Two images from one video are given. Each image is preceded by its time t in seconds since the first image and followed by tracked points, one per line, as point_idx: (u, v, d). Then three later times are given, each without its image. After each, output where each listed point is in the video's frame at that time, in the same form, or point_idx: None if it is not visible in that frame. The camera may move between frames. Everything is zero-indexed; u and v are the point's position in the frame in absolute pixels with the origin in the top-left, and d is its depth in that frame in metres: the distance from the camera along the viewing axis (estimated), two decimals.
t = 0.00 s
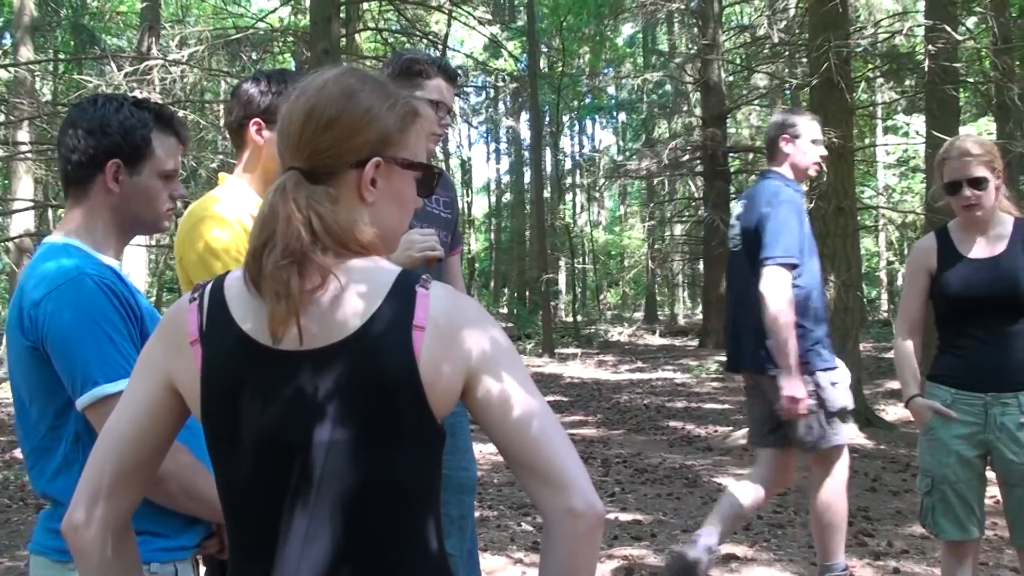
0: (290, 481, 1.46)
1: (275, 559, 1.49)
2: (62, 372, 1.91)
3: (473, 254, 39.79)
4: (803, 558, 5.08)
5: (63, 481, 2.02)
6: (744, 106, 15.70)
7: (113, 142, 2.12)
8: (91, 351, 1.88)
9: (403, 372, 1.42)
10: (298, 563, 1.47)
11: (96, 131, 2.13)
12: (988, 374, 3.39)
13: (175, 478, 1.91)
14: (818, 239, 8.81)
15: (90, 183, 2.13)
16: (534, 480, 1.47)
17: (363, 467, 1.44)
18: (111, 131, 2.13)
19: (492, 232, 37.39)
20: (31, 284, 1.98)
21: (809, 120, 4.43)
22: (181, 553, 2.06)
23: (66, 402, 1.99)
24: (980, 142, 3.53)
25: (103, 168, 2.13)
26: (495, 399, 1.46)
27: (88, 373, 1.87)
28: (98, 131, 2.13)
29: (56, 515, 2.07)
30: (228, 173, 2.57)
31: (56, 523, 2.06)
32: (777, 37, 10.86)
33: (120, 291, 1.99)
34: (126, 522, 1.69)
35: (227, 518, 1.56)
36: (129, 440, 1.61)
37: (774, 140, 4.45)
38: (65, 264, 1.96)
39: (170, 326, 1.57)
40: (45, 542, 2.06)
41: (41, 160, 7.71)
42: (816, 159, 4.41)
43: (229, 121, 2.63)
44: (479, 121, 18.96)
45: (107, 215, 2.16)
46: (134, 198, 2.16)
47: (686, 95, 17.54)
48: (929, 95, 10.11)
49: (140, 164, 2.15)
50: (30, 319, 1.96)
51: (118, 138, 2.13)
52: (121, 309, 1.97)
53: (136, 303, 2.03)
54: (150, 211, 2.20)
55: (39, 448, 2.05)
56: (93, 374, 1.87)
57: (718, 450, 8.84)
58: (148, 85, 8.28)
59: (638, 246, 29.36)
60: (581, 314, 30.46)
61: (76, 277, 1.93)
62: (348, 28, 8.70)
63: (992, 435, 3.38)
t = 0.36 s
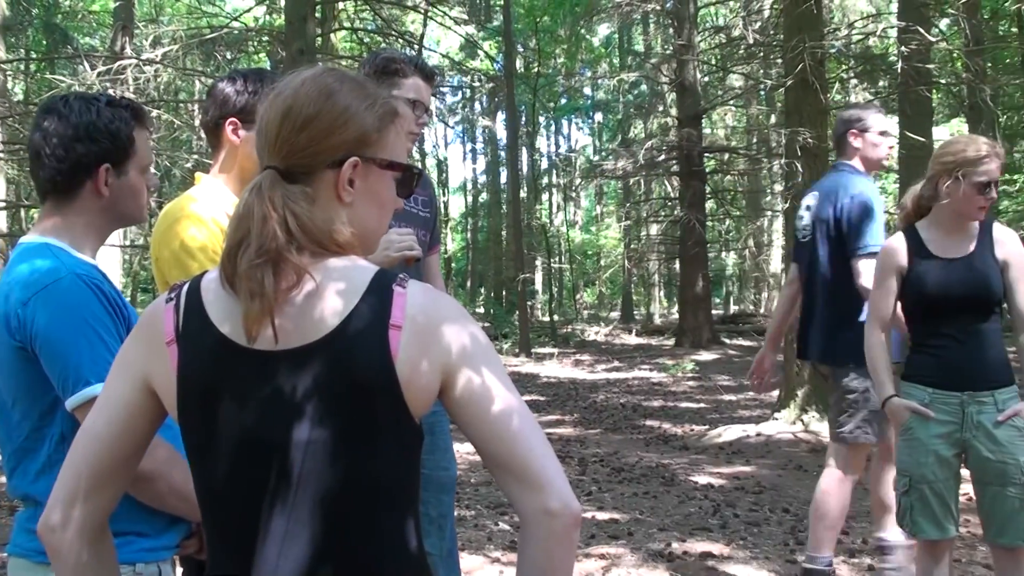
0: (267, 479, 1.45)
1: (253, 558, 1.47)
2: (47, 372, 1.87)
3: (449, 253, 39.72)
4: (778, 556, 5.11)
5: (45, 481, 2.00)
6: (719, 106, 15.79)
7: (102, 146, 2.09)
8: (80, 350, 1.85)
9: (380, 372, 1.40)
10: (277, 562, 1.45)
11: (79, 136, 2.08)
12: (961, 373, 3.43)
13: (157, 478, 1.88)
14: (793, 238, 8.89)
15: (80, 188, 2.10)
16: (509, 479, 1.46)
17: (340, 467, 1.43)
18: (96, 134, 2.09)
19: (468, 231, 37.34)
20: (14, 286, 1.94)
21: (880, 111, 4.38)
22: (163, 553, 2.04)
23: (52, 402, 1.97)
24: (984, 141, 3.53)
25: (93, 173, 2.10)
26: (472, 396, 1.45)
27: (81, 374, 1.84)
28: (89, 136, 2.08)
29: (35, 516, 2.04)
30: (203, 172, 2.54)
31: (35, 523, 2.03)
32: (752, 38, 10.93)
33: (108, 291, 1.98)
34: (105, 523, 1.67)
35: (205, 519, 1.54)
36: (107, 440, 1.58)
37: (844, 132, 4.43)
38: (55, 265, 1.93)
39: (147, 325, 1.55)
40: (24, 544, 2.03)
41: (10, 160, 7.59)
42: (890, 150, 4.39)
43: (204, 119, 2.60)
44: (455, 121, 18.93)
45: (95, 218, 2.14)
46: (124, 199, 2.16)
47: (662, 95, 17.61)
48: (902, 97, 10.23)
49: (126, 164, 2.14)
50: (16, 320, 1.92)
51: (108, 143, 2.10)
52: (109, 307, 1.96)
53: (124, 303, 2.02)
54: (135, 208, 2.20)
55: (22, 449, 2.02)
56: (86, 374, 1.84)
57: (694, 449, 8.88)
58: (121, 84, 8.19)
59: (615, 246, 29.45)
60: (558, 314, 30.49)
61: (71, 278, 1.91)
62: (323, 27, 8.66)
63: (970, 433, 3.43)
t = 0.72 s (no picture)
0: (260, 465, 1.45)
1: (246, 544, 1.47)
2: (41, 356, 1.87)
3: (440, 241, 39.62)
4: (769, 543, 5.14)
5: (40, 467, 1.99)
6: (711, 94, 15.79)
7: (75, 130, 2.07)
8: (73, 335, 1.84)
9: (375, 359, 1.40)
10: (270, 547, 1.46)
11: (52, 121, 2.07)
12: (955, 362, 3.45)
13: (151, 462, 1.88)
14: (785, 227, 8.92)
15: (58, 171, 2.09)
16: (504, 466, 1.46)
17: (334, 454, 1.43)
18: (69, 118, 2.07)
19: (461, 219, 37.31)
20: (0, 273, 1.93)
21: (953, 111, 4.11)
22: (157, 538, 2.03)
23: (47, 386, 1.96)
24: (986, 132, 3.49)
25: (69, 157, 2.08)
26: (467, 384, 1.45)
27: (76, 357, 1.83)
28: (57, 122, 2.07)
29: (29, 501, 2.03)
30: (195, 159, 2.53)
31: (28, 509, 2.02)
32: (745, 26, 10.93)
33: (97, 273, 1.96)
34: (97, 509, 1.66)
35: (198, 505, 1.54)
36: (100, 427, 1.58)
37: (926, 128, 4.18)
38: (45, 251, 1.91)
39: (141, 311, 1.55)
40: (18, 530, 2.03)
41: None
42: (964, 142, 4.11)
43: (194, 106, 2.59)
44: (446, 108, 18.90)
45: (77, 202, 2.13)
46: (105, 182, 2.14)
47: (654, 83, 17.60)
48: (895, 85, 10.25)
49: (103, 147, 2.12)
50: (6, 305, 1.91)
51: (80, 125, 2.08)
52: (102, 290, 1.94)
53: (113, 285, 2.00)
54: (118, 191, 2.18)
55: (16, 434, 2.02)
56: (80, 358, 1.83)
57: (685, 437, 8.91)
58: (112, 70, 8.14)
59: (607, 234, 29.47)
60: (550, 301, 30.53)
61: (57, 263, 1.89)
62: (315, 13, 8.61)
63: (965, 422, 3.45)
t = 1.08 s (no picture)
0: (253, 476, 1.43)
1: (238, 555, 1.46)
2: (29, 367, 1.85)
3: (433, 251, 39.60)
4: (762, 556, 5.13)
5: (31, 479, 1.98)
6: (705, 106, 15.86)
7: (52, 141, 2.07)
8: (61, 344, 1.83)
9: (370, 371, 1.40)
10: (262, 558, 1.44)
11: (29, 134, 2.07)
12: (947, 375, 3.46)
13: (144, 472, 1.87)
14: (778, 239, 8.95)
15: (39, 184, 2.09)
16: (498, 478, 1.45)
17: (328, 466, 1.42)
18: (46, 130, 2.07)
19: (454, 230, 37.32)
20: None
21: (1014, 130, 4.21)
22: (150, 550, 2.02)
23: (34, 396, 1.95)
24: (982, 148, 3.53)
25: (49, 169, 2.08)
26: (463, 396, 1.45)
27: (63, 367, 1.82)
28: (33, 133, 2.08)
29: (19, 513, 2.02)
30: (191, 170, 2.52)
31: (20, 521, 2.00)
32: (738, 39, 10.99)
33: (85, 283, 1.95)
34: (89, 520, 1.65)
35: (190, 516, 1.53)
36: (94, 438, 1.57)
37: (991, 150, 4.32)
38: (30, 261, 1.90)
39: (135, 322, 1.54)
40: (8, 541, 2.01)
41: None
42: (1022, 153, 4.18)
43: (189, 117, 2.59)
44: (440, 119, 18.92)
45: (62, 214, 2.12)
46: (86, 193, 2.13)
47: (648, 95, 17.68)
48: (887, 98, 10.33)
49: (84, 158, 2.11)
50: None
51: (55, 137, 2.07)
52: (89, 300, 1.93)
53: (101, 296, 1.99)
54: (103, 202, 2.17)
55: (5, 446, 2.00)
56: (67, 368, 1.82)
57: (678, 449, 8.90)
58: (106, 78, 8.15)
59: (600, 245, 29.53)
60: (543, 313, 30.52)
61: (40, 273, 1.88)
62: (310, 24, 8.63)
63: (955, 435, 3.45)
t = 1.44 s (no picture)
0: (244, 480, 1.43)
1: (228, 560, 1.45)
2: (19, 368, 1.84)
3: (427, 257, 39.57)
4: (754, 565, 5.13)
5: (20, 481, 1.96)
6: (700, 115, 15.90)
7: (46, 142, 2.06)
8: (51, 346, 1.82)
9: (362, 377, 1.39)
10: (251, 563, 1.43)
11: (24, 134, 2.07)
12: (939, 385, 3.46)
13: (133, 475, 1.85)
14: (772, 248, 8.97)
15: (30, 184, 2.08)
16: (487, 487, 1.44)
17: (320, 471, 1.41)
18: (40, 130, 2.07)
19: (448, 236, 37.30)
20: None
21: None
22: (140, 554, 2.01)
23: (24, 399, 1.94)
24: (975, 159, 3.52)
25: (41, 170, 2.07)
26: (454, 403, 1.44)
27: (51, 369, 1.81)
28: (28, 132, 2.07)
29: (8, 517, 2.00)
30: (185, 172, 2.51)
31: (8, 525, 1.98)
32: (733, 48, 11.02)
33: (77, 286, 1.94)
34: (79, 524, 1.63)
35: (180, 521, 1.52)
36: (85, 440, 1.56)
37: None
38: (22, 262, 1.89)
39: (126, 325, 1.53)
40: None
41: None
42: None
43: (184, 121, 2.58)
44: (435, 124, 18.92)
45: (54, 216, 2.11)
46: (78, 195, 2.12)
47: (643, 103, 17.73)
48: (882, 109, 10.39)
49: (77, 159, 2.10)
50: None
51: (49, 137, 2.07)
52: (80, 303, 1.92)
53: (92, 298, 1.97)
54: (95, 204, 2.16)
55: None
56: (56, 370, 1.81)
57: (670, 457, 8.89)
58: (101, 81, 8.14)
59: (594, 252, 29.57)
60: (536, 319, 30.51)
61: (31, 274, 1.87)
62: (306, 28, 8.62)
63: (943, 445, 3.46)
